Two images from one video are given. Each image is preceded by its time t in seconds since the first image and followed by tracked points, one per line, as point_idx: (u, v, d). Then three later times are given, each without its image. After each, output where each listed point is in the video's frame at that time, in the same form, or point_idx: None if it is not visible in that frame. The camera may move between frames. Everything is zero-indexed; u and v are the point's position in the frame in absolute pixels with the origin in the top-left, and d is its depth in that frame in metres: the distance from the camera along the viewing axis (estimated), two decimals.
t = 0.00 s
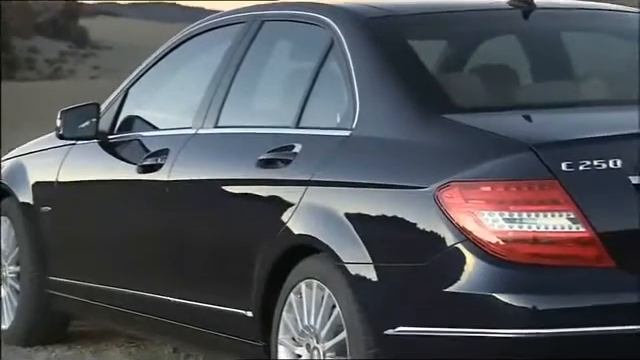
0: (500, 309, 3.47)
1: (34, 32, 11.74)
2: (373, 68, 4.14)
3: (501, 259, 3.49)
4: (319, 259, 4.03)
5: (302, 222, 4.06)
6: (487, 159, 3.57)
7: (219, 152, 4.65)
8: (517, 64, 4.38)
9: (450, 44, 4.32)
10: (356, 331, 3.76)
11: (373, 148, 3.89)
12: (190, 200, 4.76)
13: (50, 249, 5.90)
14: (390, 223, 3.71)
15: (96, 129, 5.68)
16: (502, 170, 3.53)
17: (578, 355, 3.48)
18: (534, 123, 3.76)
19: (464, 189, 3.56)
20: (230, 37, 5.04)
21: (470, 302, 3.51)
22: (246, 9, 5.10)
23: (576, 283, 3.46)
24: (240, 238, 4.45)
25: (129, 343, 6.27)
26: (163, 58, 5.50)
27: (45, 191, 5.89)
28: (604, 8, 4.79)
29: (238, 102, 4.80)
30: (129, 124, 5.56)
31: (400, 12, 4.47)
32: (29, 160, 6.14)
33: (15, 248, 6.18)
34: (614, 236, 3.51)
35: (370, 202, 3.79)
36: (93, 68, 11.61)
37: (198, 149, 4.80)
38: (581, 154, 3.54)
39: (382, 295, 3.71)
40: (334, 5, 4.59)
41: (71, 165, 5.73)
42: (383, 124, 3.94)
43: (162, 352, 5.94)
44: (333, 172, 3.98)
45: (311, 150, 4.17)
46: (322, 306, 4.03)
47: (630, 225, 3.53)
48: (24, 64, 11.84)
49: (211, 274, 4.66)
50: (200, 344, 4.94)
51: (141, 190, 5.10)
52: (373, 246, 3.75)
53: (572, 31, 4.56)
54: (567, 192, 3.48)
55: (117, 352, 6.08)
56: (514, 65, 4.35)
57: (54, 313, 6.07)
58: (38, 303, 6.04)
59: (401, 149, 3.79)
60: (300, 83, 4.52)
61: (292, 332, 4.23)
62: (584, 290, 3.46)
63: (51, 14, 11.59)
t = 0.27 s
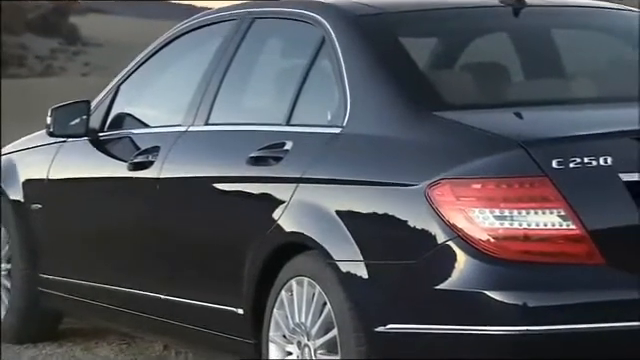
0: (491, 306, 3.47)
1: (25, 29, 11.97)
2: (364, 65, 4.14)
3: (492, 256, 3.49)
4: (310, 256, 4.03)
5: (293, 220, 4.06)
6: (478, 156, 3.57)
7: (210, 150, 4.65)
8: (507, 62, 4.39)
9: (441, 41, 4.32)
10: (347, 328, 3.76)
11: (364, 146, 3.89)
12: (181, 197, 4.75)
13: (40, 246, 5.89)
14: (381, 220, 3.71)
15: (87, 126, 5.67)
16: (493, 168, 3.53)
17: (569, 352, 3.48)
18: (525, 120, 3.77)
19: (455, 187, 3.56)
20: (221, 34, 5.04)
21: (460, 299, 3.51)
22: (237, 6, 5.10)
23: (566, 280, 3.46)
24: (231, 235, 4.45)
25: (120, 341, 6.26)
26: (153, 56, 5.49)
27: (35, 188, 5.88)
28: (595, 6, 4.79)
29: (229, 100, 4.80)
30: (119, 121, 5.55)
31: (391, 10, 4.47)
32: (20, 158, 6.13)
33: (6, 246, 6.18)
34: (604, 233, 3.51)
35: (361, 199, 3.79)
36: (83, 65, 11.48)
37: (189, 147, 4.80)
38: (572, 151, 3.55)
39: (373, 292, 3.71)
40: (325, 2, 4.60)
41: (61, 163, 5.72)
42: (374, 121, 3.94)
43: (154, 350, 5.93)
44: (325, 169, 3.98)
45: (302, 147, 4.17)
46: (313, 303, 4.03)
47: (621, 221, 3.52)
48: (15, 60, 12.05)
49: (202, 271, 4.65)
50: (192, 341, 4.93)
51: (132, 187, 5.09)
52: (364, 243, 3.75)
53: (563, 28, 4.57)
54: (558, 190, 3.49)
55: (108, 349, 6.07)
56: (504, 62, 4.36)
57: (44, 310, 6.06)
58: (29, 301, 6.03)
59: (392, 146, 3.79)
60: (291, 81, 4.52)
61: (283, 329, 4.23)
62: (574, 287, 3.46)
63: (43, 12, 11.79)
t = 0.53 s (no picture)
0: (480, 304, 3.47)
1: (13, 27, 12.05)
2: (352, 62, 4.14)
3: (481, 254, 3.49)
4: (300, 254, 4.03)
5: (283, 217, 4.06)
6: (467, 153, 3.57)
7: (200, 147, 4.64)
8: (496, 59, 4.40)
9: (430, 38, 4.33)
10: (337, 325, 3.76)
11: (354, 143, 3.89)
12: (170, 195, 4.75)
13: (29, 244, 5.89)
14: (370, 218, 3.71)
15: (75, 124, 5.65)
16: (482, 165, 3.53)
17: (558, 349, 3.48)
18: (514, 118, 3.77)
19: (444, 184, 3.56)
20: (210, 32, 5.04)
21: (450, 296, 3.51)
22: (226, 4, 5.10)
23: (555, 277, 3.47)
24: (221, 232, 4.44)
25: (109, 339, 6.25)
26: (142, 53, 5.49)
27: (23, 186, 5.87)
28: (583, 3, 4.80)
29: (218, 97, 4.80)
30: (108, 119, 5.54)
31: (381, 7, 4.48)
32: (8, 155, 6.12)
33: None
34: (592, 230, 3.51)
35: (350, 197, 3.79)
36: (72, 63, 11.78)
37: (178, 144, 4.79)
38: (561, 149, 3.56)
39: (362, 290, 3.70)
40: None
41: (50, 160, 5.71)
42: (363, 119, 3.94)
43: (143, 348, 5.92)
44: (314, 167, 3.98)
45: (291, 144, 4.17)
46: (302, 301, 4.03)
47: (609, 218, 3.53)
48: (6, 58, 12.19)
49: (192, 269, 4.65)
50: (181, 339, 4.92)
51: (121, 185, 5.08)
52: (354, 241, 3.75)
53: (551, 26, 4.57)
54: (547, 187, 3.50)
55: (97, 347, 6.07)
56: (493, 60, 4.37)
57: (34, 307, 6.07)
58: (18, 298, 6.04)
59: (382, 144, 3.79)
60: (280, 78, 4.52)
61: (272, 327, 4.24)
62: (563, 284, 3.46)
63: (31, 9, 11.94)
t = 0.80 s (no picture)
0: (470, 301, 3.47)
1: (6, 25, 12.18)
2: (341, 60, 4.14)
3: (470, 251, 3.50)
4: (289, 251, 4.02)
5: (272, 215, 4.06)
6: (456, 150, 3.57)
7: (189, 144, 4.64)
8: (485, 57, 4.40)
9: (419, 36, 4.33)
10: (326, 322, 3.76)
11: (343, 141, 3.89)
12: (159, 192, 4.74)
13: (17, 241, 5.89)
14: (360, 215, 3.71)
15: (64, 121, 5.64)
16: (471, 163, 3.54)
17: (547, 346, 3.48)
18: (503, 115, 3.77)
19: (433, 181, 3.56)
20: (199, 29, 5.04)
21: (439, 293, 3.51)
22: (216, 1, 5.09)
23: (544, 274, 3.48)
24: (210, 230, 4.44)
25: (98, 336, 6.24)
26: (130, 51, 5.48)
27: (12, 183, 5.86)
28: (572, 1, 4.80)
29: (207, 94, 4.79)
30: (97, 116, 5.53)
31: (370, 4, 4.48)
32: None
33: None
34: (581, 228, 3.52)
35: (340, 195, 3.79)
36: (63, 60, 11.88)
37: (167, 141, 4.79)
38: (550, 146, 3.56)
39: (351, 287, 3.70)
40: None
41: (38, 158, 5.69)
42: (352, 117, 3.94)
43: (132, 345, 5.92)
44: (303, 164, 3.98)
45: (280, 141, 4.17)
46: (291, 299, 4.03)
47: (598, 216, 3.53)
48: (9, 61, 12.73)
49: (181, 266, 4.65)
50: (171, 336, 4.91)
51: (110, 182, 5.08)
52: (343, 238, 3.75)
53: (540, 23, 4.58)
54: (535, 184, 3.50)
55: (86, 344, 6.06)
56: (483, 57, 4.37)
57: (23, 305, 6.07)
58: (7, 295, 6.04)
59: (371, 141, 3.79)
60: (269, 75, 4.52)
61: (262, 324, 4.23)
62: (552, 281, 3.47)
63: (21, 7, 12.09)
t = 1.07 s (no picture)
0: (460, 298, 3.47)
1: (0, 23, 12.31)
2: (331, 58, 4.14)
3: (460, 249, 3.50)
4: (279, 249, 4.02)
5: (262, 213, 4.06)
6: (446, 149, 3.58)
7: (179, 142, 4.64)
8: (475, 55, 4.41)
9: (409, 34, 4.33)
10: (316, 320, 3.76)
11: (333, 139, 3.89)
12: (149, 190, 4.74)
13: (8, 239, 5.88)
14: (350, 214, 3.71)
15: (54, 118, 5.63)
16: (461, 161, 3.54)
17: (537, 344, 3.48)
18: (493, 113, 3.78)
19: (423, 179, 3.56)
20: (189, 27, 5.03)
21: (429, 291, 3.51)
22: None
23: (534, 272, 3.48)
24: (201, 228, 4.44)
25: (88, 335, 6.23)
26: (120, 49, 5.47)
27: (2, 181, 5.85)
28: None
29: (198, 93, 4.79)
30: (86, 114, 5.53)
31: (360, 2, 4.48)
32: None
33: None
34: (571, 225, 3.52)
35: (330, 193, 3.79)
36: (52, 58, 11.85)
37: (157, 139, 4.79)
38: (540, 144, 3.56)
39: (341, 285, 3.70)
40: None
41: (28, 156, 5.69)
42: (342, 115, 3.94)
43: (121, 344, 5.91)
44: (294, 162, 3.98)
45: (270, 139, 4.17)
46: (281, 297, 4.03)
47: (588, 214, 3.53)
48: None
49: (171, 264, 4.65)
50: (161, 335, 4.91)
51: (100, 180, 5.07)
52: (333, 236, 3.75)
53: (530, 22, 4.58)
54: (525, 182, 3.50)
55: (75, 342, 6.05)
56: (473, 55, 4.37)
57: (12, 302, 6.06)
58: None
59: (361, 139, 3.79)
60: (259, 73, 4.52)
61: (252, 322, 4.23)
62: (542, 279, 3.47)
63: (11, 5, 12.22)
